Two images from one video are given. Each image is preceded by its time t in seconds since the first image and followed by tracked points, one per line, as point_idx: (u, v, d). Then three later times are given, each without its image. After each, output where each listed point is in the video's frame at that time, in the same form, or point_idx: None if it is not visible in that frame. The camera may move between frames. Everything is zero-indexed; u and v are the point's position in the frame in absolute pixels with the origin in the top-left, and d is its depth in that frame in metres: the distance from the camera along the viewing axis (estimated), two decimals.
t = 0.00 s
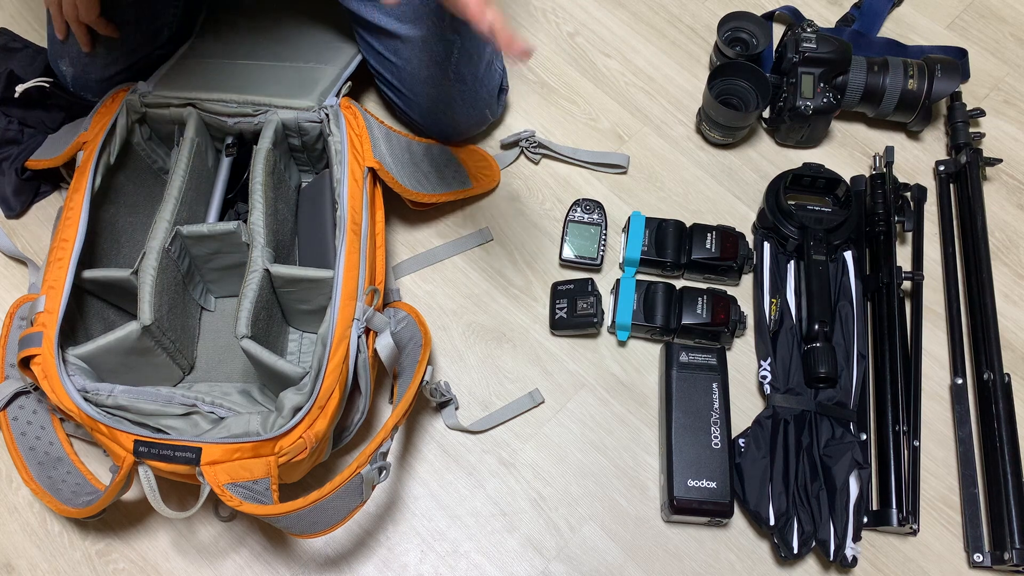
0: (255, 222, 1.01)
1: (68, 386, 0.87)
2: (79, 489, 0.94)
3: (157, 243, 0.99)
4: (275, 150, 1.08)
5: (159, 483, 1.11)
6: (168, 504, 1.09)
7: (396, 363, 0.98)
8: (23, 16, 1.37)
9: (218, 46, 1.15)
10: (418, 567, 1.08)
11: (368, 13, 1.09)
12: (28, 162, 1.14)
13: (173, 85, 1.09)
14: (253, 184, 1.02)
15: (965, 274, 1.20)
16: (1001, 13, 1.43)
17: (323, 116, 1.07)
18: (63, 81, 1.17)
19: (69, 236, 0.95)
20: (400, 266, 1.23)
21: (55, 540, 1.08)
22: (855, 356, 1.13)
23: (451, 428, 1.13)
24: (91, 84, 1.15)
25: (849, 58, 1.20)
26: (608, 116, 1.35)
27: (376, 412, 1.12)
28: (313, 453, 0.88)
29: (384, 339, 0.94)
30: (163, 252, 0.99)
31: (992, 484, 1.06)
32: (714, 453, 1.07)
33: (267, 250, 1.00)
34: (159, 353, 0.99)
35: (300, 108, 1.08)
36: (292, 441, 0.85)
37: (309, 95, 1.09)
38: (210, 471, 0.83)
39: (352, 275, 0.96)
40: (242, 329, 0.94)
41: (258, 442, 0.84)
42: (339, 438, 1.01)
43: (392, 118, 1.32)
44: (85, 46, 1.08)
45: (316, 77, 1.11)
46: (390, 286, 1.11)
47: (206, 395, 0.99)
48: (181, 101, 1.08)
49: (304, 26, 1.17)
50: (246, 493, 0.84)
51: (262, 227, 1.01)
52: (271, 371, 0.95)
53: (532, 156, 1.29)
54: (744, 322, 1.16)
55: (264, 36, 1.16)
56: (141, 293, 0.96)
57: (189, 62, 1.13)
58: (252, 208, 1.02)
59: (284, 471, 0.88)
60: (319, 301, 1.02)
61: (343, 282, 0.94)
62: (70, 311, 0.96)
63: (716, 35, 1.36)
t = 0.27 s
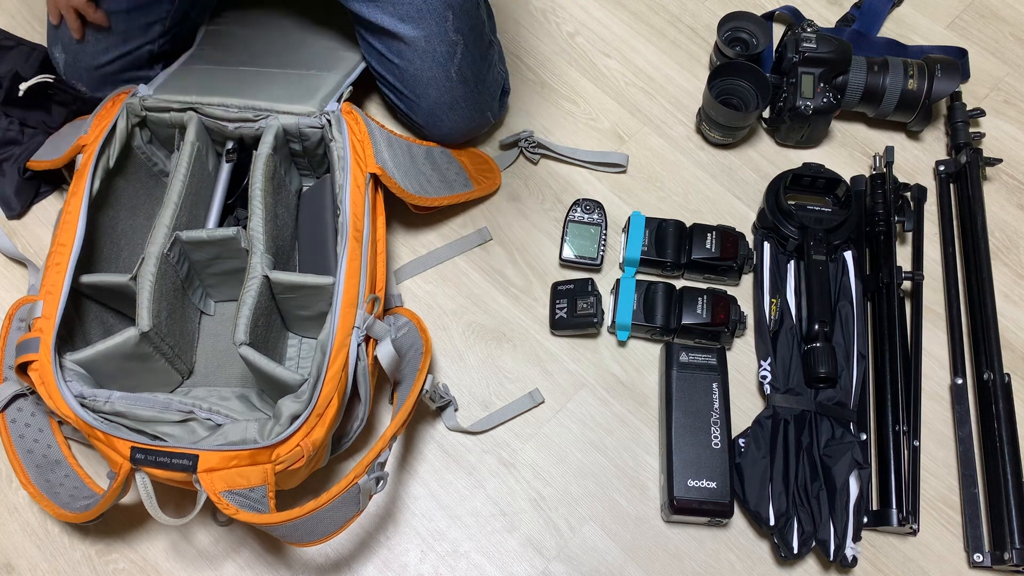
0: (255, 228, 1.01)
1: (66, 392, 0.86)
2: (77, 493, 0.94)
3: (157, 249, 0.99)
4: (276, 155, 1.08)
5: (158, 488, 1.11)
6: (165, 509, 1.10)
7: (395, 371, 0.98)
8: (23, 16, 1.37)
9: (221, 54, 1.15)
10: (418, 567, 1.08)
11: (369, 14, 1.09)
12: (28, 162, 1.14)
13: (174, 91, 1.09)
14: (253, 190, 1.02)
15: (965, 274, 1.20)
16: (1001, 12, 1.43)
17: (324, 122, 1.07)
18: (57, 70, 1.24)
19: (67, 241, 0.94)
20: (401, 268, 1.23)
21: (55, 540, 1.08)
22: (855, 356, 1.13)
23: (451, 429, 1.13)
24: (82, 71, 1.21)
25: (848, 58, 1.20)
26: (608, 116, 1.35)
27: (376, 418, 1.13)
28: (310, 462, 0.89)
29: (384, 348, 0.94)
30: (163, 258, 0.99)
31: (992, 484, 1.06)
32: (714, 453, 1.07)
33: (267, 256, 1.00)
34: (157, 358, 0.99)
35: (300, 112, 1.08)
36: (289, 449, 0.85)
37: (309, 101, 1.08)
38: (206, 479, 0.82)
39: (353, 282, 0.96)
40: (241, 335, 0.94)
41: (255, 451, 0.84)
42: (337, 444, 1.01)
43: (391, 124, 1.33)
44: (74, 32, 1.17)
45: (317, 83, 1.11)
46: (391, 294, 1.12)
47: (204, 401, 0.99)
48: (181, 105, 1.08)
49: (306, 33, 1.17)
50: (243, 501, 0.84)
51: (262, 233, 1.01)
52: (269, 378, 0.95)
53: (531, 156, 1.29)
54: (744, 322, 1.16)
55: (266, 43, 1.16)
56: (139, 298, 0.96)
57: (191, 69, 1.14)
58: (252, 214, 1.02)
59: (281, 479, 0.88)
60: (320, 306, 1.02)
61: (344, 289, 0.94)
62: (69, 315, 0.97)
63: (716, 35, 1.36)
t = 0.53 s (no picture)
0: (255, 227, 1.01)
1: (66, 393, 0.86)
2: (77, 493, 0.94)
3: (156, 249, 0.99)
4: (275, 155, 1.08)
5: (158, 488, 1.11)
6: (165, 509, 1.09)
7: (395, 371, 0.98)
8: (23, 16, 1.37)
9: (221, 55, 1.15)
10: (418, 567, 1.08)
11: None
12: (28, 162, 1.14)
13: (174, 91, 1.09)
14: (253, 191, 1.02)
15: (966, 274, 1.20)
16: (1001, 12, 1.43)
17: (324, 122, 1.07)
18: (58, 53, 1.21)
19: (67, 241, 0.94)
20: (400, 269, 1.22)
21: (55, 540, 1.08)
22: (855, 356, 1.13)
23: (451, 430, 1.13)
24: (83, 55, 1.18)
25: (849, 58, 1.20)
26: (608, 116, 1.35)
27: (376, 418, 1.13)
28: (310, 461, 0.89)
29: (384, 348, 0.94)
30: (163, 258, 0.99)
31: (992, 484, 1.06)
32: (714, 453, 1.07)
33: (266, 256, 1.00)
34: (157, 358, 0.99)
35: (300, 112, 1.07)
36: (289, 449, 0.85)
37: (309, 101, 1.08)
38: (206, 479, 0.82)
39: (353, 282, 0.96)
40: (241, 336, 0.94)
41: (254, 451, 0.84)
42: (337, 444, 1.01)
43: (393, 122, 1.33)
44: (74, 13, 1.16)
45: (317, 83, 1.11)
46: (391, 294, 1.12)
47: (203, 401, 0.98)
48: (181, 105, 1.08)
49: (306, 35, 1.18)
50: (243, 501, 0.83)
51: (262, 232, 1.01)
52: (269, 378, 0.95)
53: (531, 156, 1.29)
54: (744, 322, 1.16)
55: (266, 43, 1.16)
56: (139, 298, 0.96)
57: (190, 69, 1.13)
58: (252, 214, 1.02)
59: (281, 479, 0.88)
60: (320, 306, 1.02)
61: (344, 289, 0.94)
62: (69, 316, 0.96)
63: (716, 35, 1.36)
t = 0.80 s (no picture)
0: (255, 227, 1.01)
1: (66, 392, 0.86)
2: (77, 493, 0.94)
3: (156, 249, 0.99)
4: (275, 155, 1.08)
5: (158, 488, 1.11)
6: (165, 509, 1.09)
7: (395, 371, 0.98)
8: (23, 15, 1.37)
9: (222, 55, 1.15)
10: (418, 567, 1.08)
11: None
12: (28, 162, 1.14)
13: (174, 91, 1.09)
14: (253, 191, 1.02)
15: (966, 274, 1.20)
16: (1001, 12, 1.43)
17: (324, 121, 1.07)
18: (72, 38, 1.20)
19: (68, 241, 0.94)
20: (400, 269, 1.22)
21: (55, 540, 1.08)
22: (855, 356, 1.13)
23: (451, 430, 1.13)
24: (98, 37, 1.17)
25: (849, 58, 1.20)
26: (608, 116, 1.35)
27: (376, 418, 1.13)
28: (310, 461, 0.89)
29: (384, 348, 0.94)
30: (163, 257, 0.99)
31: (992, 484, 1.06)
32: (714, 453, 1.07)
33: (266, 256, 1.00)
34: (157, 358, 0.99)
35: (300, 112, 1.08)
36: (289, 449, 0.85)
37: (309, 101, 1.09)
38: (206, 479, 0.82)
39: (353, 283, 0.96)
40: (241, 336, 0.94)
41: (254, 451, 0.84)
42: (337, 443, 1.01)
43: (393, 121, 1.33)
44: None
45: (317, 83, 1.11)
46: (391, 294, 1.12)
47: (203, 401, 0.98)
48: (181, 105, 1.08)
49: (306, 35, 1.18)
50: (243, 501, 0.83)
51: (262, 232, 1.01)
52: (269, 378, 0.95)
53: (531, 156, 1.29)
54: (744, 322, 1.16)
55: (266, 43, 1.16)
56: (139, 298, 0.96)
57: (190, 68, 1.13)
58: (252, 214, 1.02)
59: (281, 479, 0.89)
60: (320, 307, 1.02)
61: (344, 289, 0.94)
62: (70, 315, 0.96)
63: (716, 35, 1.36)
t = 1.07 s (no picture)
0: (255, 227, 1.01)
1: (67, 391, 0.86)
2: (77, 493, 0.94)
3: (156, 248, 0.99)
4: (276, 155, 1.08)
5: (158, 488, 1.11)
6: (165, 509, 1.10)
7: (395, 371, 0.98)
8: (23, 16, 1.37)
9: (223, 56, 1.16)
10: (418, 567, 1.08)
11: None
12: (28, 162, 1.14)
13: (174, 91, 1.09)
14: (253, 191, 1.02)
15: (966, 274, 1.20)
16: (1001, 12, 1.43)
17: (324, 121, 1.07)
18: (81, 43, 1.19)
19: (68, 240, 0.94)
20: (400, 269, 1.22)
21: (55, 540, 1.08)
22: (855, 356, 1.13)
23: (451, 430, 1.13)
24: (108, 42, 1.16)
25: (848, 58, 1.20)
26: (608, 116, 1.35)
27: (376, 417, 1.13)
28: (310, 462, 0.89)
29: (384, 347, 0.94)
30: (163, 257, 0.99)
31: (992, 484, 1.06)
32: (714, 453, 1.07)
33: (266, 257, 1.00)
34: (158, 357, 0.99)
35: (300, 112, 1.08)
36: (290, 449, 0.86)
37: (309, 100, 1.09)
38: (206, 479, 0.82)
39: (353, 282, 0.96)
40: (241, 335, 0.94)
41: (255, 451, 0.84)
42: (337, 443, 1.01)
43: (393, 121, 1.33)
44: None
45: (317, 83, 1.11)
46: (391, 294, 1.12)
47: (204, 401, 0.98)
48: (181, 105, 1.08)
49: (307, 36, 1.18)
50: (243, 501, 0.83)
51: (262, 232, 1.01)
52: (270, 378, 0.95)
53: (531, 156, 1.29)
54: (744, 322, 1.16)
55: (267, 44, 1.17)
56: (139, 298, 0.96)
57: (190, 69, 1.13)
58: (252, 214, 1.02)
59: (281, 479, 0.89)
60: (320, 306, 1.02)
61: (344, 289, 0.94)
62: (70, 315, 0.96)
63: (716, 35, 1.36)
